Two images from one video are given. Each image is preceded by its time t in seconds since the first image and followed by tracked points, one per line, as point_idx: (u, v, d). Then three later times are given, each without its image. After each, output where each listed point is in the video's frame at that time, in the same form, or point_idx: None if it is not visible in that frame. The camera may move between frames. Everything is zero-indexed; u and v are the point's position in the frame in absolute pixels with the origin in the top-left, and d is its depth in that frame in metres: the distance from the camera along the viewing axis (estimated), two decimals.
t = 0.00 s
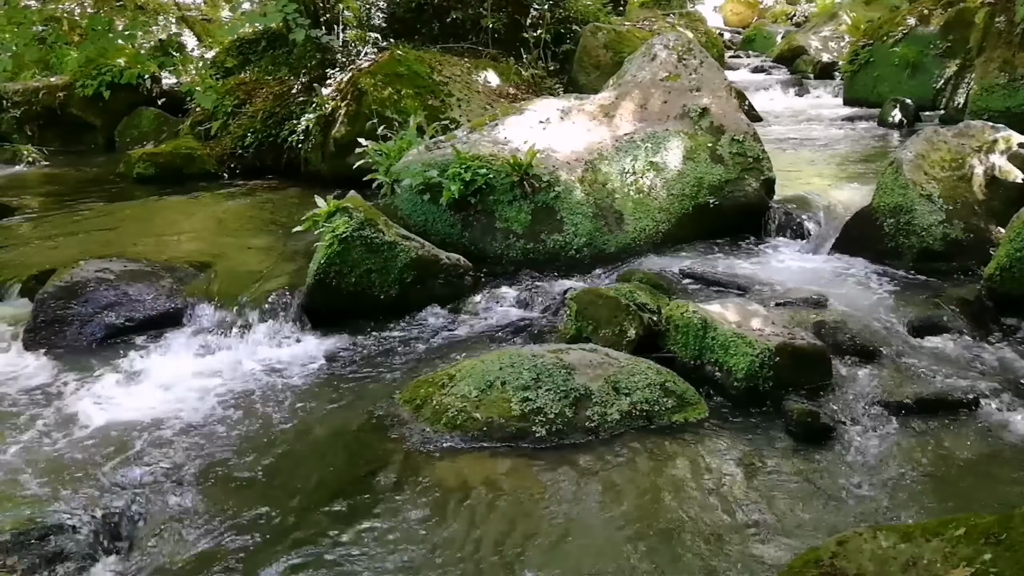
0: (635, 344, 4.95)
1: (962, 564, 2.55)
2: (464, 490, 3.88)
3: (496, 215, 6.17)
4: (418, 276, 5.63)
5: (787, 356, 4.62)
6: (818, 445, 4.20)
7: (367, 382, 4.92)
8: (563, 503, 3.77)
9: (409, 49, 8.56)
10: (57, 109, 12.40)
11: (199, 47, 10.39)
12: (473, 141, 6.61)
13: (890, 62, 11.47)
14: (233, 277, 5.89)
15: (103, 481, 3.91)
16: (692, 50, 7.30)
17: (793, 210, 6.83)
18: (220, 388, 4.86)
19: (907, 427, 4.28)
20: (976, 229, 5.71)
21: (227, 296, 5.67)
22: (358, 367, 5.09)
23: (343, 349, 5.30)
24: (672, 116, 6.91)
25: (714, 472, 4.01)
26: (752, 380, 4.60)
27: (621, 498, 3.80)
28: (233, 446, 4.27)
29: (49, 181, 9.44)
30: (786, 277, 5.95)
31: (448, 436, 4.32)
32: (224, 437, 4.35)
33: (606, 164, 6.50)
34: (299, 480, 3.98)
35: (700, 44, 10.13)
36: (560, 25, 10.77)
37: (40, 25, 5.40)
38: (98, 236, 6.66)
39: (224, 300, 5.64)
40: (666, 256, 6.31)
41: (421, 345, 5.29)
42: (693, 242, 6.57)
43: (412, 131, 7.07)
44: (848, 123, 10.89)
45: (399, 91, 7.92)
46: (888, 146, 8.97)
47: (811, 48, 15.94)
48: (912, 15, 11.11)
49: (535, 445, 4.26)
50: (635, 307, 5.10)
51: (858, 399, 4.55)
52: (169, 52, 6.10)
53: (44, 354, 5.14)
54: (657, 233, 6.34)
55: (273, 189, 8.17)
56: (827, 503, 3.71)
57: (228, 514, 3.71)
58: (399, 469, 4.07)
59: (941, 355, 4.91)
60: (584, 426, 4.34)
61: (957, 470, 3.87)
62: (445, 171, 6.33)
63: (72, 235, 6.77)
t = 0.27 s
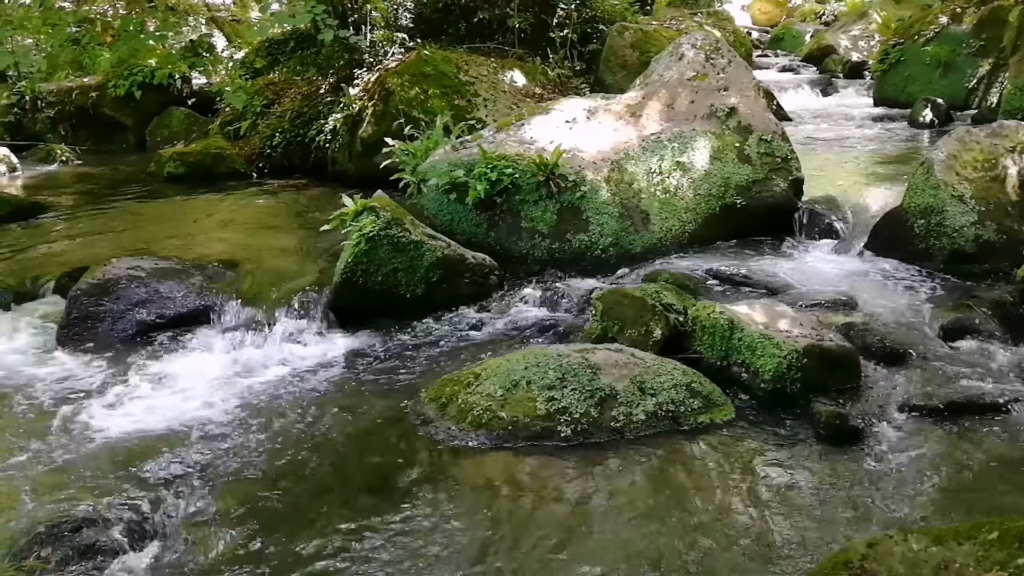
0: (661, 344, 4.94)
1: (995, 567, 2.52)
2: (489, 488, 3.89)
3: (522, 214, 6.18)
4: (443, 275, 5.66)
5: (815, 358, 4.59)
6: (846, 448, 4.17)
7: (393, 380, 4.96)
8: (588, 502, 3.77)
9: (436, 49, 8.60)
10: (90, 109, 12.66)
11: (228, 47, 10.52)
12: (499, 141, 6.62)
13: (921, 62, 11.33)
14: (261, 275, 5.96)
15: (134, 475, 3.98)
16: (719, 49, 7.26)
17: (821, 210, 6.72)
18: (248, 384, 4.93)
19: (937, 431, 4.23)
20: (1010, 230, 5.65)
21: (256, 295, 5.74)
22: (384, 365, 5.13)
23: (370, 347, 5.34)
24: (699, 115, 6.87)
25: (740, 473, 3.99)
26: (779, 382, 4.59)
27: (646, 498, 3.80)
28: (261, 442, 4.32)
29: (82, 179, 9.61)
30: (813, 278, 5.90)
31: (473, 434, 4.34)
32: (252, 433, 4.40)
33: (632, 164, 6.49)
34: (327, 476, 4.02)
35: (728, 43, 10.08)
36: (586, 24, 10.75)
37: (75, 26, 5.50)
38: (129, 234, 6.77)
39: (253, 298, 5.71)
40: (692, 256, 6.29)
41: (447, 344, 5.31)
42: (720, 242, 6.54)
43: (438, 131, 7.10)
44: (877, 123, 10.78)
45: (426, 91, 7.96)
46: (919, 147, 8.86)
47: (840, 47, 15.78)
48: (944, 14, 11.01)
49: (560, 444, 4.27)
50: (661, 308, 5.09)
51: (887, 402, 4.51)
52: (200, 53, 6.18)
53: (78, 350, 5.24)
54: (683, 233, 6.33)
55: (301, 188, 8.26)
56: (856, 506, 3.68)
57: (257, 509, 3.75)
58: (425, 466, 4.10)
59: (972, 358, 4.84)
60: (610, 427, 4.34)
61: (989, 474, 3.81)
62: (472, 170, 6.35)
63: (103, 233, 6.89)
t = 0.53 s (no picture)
0: (686, 343, 4.92)
1: None
2: (513, 484, 3.90)
3: (546, 212, 6.19)
4: (468, 272, 5.68)
5: (842, 358, 4.55)
6: (873, 449, 4.13)
7: (417, 376, 4.98)
8: (611, 500, 3.77)
9: (462, 47, 8.63)
10: (120, 107, 12.82)
11: (255, 45, 10.59)
12: (524, 139, 6.63)
13: (952, 60, 11.17)
14: (287, 272, 6.02)
15: (163, 467, 4.04)
16: (747, 47, 7.20)
17: (849, 208, 6.70)
18: (274, 379, 4.98)
19: (967, 433, 4.18)
20: None
21: (282, 290, 5.80)
22: (408, 361, 5.15)
23: (394, 343, 5.37)
24: (726, 113, 6.83)
25: (765, 473, 3.97)
26: (806, 382, 4.56)
27: (670, 497, 3.79)
28: (287, 436, 4.37)
29: (111, 176, 9.75)
30: (840, 278, 5.85)
31: (497, 431, 4.35)
32: (278, 427, 4.45)
33: (658, 162, 6.46)
34: (352, 471, 4.05)
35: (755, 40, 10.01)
36: (611, 22, 10.68)
37: (107, 24, 5.57)
38: (158, 230, 6.86)
39: (279, 294, 5.76)
40: (717, 255, 6.26)
41: (471, 341, 5.33)
42: (746, 241, 6.49)
43: (464, 128, 7.12)
44: (907, 121, 10.64)
45: (452, 89, 7.99)
46: (950, 146, 8.74)
47: (869, 45, 15.60)
48: (976, 11, 11.07)
49: (583, 442, 4.26)
50: (686, 306, 5.07)
51: (916, 403, 4.46)
52: (228, 50, 6.24)
53: (108, 344, 5.33)
54: (709, 232, 6.30)
55: (326, 185, 8.33)
56: (883, 508, 3.64)
57: (282, 502, 3.79)
58: (449, 463, 4.12)
59: (1003, 360, 4.76)
60: (634, 425, 4.33)
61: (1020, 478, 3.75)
62: (497, 168, 6.36)
63: (132, 228, 6.99)
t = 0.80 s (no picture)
0: (714, 342, 4.89)
1: None
2: (539, 482, 3.91)
3: (574, 210, 6.18)
4: (496, 270, 5.69)
5: (874, 359, 4.49)
6: (904, 452, 4.08)
7: (444, 372, 5.00)
8: (638, 499, 3.75)
9: (491, 45, 8.65)
10: (154, 103, 13.17)
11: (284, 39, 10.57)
12: (553, 136, 6.62)
13: (988, 57, 10.97)
14: (317, 268, 6.08)
15: (195, 458, 4.10)
16: (779, 44, 7.12)
17: (882, 208, 6.61)
18: (304, 373, 5.03)
19: (1001, 437, 4.11)
20: None
21: (311, 286, 5.85)
22: (435, 357, 5.18)
23: (421, 339, 5.40)
24: (757, 111, 6.78)
25: (794, 474, 3.93)
26: (836, 383, 4.51)
27: (697, 497, 3.76)
28: (316, 430, 4.41)
29: (145, 171, 9.92)
30: (871, 278, 5.78)
31: (524, 428, 4.36)
32: (307, 421, 4.49)
33: (688, 161, 6.43)
34: (379, 465, 4.09)
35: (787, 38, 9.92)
36: (642, 19, 10.62)
37: (141, 21, 5.65)
38: (190, 225, 6.96)
39: (308, 290, 5.83)
40: (746, 254, 6.22)
41: (498, 338, 5.34)
42: (776, 240, 6.45)
43: (492, 126, 7.14)
44: (942, 120, 10.47)
45: (480, 86, 8.01)
46: (987, 146, 8.59)
47: (903, 43, 15.38)
48: (1015, 9, 10.73)
49: (610, 440, 4.26)
50: (715, 305, 5.05)
51: (948, 406, 4.39)
52: (259, 47, 6.30)
53: (142, 338, 5.42)
54: (738, 231, 6.26)
55: (355, 181, 8.40)
56: (914, 510, 3.59)
57: (310, 496, 3.82)
58: (476, 458, 4.13)
59: None
60: (661, 424, 4.32)
61: None
62: (525, 165, 6.37)
63: (165, 224, 7.10)
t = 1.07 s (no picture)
0: (742, 342, 4.86)
1: None
2: (564, 479, 3.90)
3: (601, 208, 6.18)
4: (521, 267, 5.70)
5: (904, 361, 4.44)
6: (934, 455, 4.03)
7: (469, 369, 5.03)
8: (663, 498, 3.74)
9: (519, 42, 8.66)
10: (184, 98, 13.26)
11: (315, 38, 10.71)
12: (580, 133, 6.62)
13: None
14: (344, 263, 6.12)
15: (224, 450, 4.15)
16: (811, 41, 7.04)
17: (915, 208, 6.55)
18: (331, 368, 5.08)
19: None
20: None
21: (339, 281, 5.90)
22: (461, 353, 5.20)
23: (446, 335, 5.43)
24: (787, 109, 6.74)
25: (822, 476, 3.90)
26: (864, 385, 4.45)
27: (723, 497, 3.74)
28: (342, 424, 4.44)
29: (175, 166, 10.05)
30: (902, 279, 5.71)
31: (549, 425, 4.37)
32: (334, 415, 4.53)
33: (716, 159, 6.41)
34: (405, 460, 4.11)
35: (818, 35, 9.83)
36: (670, 16, 10.56)
37: (174, 18, 5.72)
38: (219, 220, 7.04)
39: (335, 285, 5.88)
40: (774, 254, 6.18)
41: (523, 335, 5.35)
42: (805, 240, 6.39)
43: (520, 123, 7.17)
44: (976, 120, 10.31)
45: (508, 83, 8.02)
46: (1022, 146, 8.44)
47: (936, 41, 15.15)
48: None
49: (635, 439, 4.25)
50: (743, 305, 5.02)
51: (980, 409, 4.34)
52: (289, 44, 6.35)
53: (172, 331, 5.50)
54: (766, 230, 6.21)
55: (382, 178, 8.46)
56: (945, 514, 3.55)
57: (336, 489, 3.85)
58: (501, 455, 4.14)
59: None
60: (687, 423, 4.30)
61: None
62: (552, 163, 6.37)
63: (195, 218, 7.19)
